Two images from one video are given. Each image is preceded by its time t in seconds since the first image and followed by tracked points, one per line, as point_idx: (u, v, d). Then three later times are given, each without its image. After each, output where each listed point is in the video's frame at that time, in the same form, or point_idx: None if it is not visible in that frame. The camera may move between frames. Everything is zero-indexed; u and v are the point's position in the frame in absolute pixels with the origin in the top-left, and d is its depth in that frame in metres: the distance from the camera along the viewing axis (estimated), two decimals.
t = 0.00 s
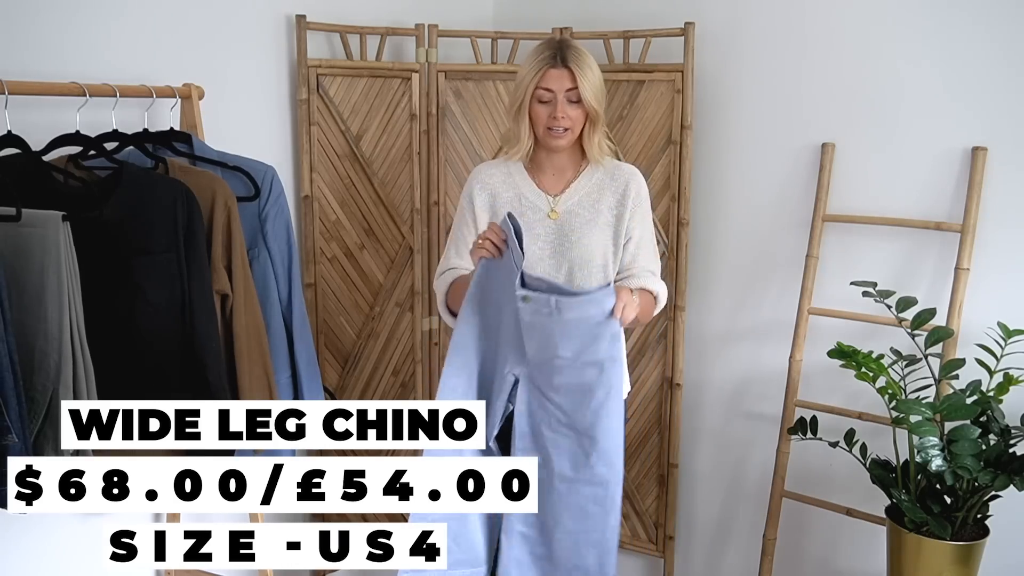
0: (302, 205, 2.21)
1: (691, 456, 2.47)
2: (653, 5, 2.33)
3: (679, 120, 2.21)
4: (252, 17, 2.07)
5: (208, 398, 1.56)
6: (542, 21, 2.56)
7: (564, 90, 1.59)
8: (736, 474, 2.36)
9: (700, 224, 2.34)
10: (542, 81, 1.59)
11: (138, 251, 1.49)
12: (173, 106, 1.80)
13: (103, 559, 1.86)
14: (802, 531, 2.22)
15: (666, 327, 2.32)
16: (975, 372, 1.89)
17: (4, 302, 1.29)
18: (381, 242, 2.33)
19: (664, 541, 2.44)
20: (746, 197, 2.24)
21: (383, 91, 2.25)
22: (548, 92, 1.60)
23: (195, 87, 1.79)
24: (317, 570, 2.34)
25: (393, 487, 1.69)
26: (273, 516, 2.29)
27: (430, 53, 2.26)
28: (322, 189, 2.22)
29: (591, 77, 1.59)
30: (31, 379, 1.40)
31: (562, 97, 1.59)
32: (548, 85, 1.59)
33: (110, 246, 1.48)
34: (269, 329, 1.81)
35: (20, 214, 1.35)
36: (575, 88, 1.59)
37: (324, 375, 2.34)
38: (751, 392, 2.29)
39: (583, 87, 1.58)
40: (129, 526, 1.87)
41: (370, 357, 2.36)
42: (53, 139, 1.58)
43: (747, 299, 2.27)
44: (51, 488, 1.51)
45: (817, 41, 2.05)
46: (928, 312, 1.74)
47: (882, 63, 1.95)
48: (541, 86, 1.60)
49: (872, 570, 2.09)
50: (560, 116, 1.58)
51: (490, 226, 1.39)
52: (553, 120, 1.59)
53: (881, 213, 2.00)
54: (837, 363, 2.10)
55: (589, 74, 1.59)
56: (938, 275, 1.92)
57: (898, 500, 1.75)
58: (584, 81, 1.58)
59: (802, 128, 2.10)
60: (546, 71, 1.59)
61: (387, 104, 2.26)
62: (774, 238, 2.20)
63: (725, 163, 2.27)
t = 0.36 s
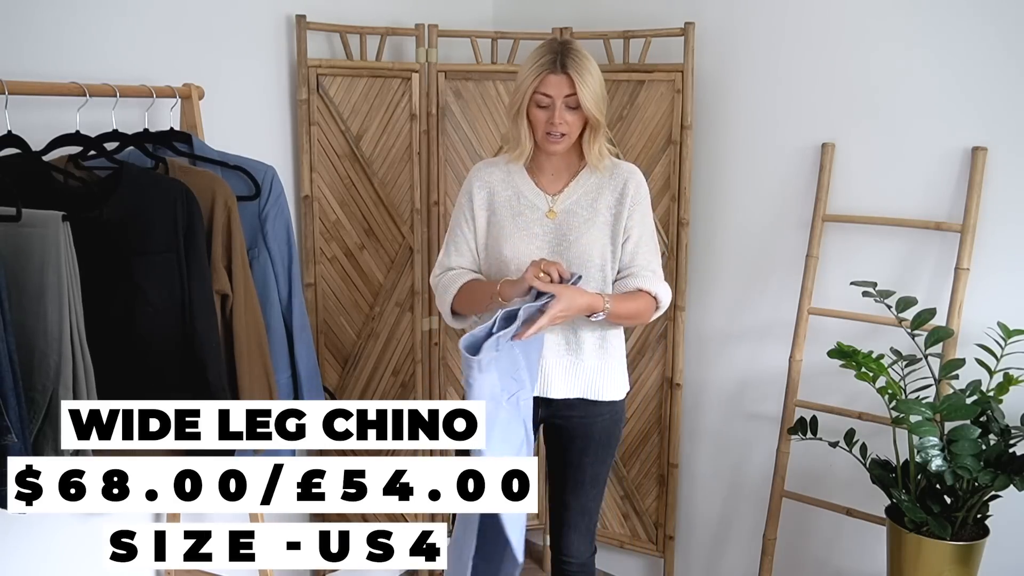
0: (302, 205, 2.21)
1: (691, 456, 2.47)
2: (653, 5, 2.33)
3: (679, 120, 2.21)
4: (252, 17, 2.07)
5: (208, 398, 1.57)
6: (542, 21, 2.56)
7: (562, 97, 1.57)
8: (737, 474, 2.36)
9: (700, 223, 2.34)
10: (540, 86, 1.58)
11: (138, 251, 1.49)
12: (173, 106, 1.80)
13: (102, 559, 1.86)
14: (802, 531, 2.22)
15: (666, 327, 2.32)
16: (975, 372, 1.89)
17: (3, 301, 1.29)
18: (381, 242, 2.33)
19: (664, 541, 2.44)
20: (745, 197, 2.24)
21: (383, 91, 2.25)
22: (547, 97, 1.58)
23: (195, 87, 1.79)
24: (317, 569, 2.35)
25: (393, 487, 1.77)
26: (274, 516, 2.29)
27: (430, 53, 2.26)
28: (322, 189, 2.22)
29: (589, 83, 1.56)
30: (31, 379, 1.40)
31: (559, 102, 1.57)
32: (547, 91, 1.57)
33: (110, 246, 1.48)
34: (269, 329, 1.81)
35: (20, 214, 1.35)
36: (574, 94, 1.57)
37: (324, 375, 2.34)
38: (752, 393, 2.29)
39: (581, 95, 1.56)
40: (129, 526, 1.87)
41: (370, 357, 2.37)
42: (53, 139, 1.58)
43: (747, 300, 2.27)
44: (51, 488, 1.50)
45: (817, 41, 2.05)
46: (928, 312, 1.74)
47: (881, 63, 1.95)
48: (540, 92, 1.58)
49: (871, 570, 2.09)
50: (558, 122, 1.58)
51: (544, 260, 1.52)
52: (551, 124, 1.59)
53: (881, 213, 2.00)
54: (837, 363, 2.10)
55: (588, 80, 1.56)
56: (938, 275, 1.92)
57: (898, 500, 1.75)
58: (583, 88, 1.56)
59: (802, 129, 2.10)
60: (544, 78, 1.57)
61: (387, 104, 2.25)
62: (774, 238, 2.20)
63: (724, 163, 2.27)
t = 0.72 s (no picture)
0: (302, 205, 2.20)
1: (691, 456, 2.46)
2: (653, 4, 2.33)
3: (679, 120, 2.21)
4: (252, 17, 2.07)
5: (207, 399, 1.56)
6: (542, 21, 2.56)
7: (556, 103, 1.58)
8: (737, 474, 2.36)
9: (700, 223, 2.34)
10: (534, 91, 1.58)
11: (137, 251, 1.49)
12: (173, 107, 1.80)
13: (102, 559, 1.86)
14: (802, 531, 2.22)
15: (666, 328, 2.32)
16: (975, 372, 1.89)
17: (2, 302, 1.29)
18: (381, 242, 2.33)
19: (665, 541, 2.44)
20: (745, 197, 2.24)
21: (383, 92, 2.25)
22: (540, 101, 1.59)
23: (195, 87, 1.79)
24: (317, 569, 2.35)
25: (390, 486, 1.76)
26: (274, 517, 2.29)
27: (430, 53, 2.26)
28: (322, 189, 2.22)
29: (583, 90, 1.56)
30: (29, 379, 1.40)
31: (552, 107, 1.58)
32: (540, 96, 1.58)
33: (110, 246, 1.48)
34: (269, 329, 1.81)
35: (19, 214, 1.35)
36: (567, 100, 1.57)
37: (324, 375, 2.34)
38: (752, 393, 2.29)
39: (574, 101, 1.55)
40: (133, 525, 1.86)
41: (370, 357, 2.37)
42: (53, 139, 1.58)
43: (747, 300, 2.27)
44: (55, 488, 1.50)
45: (817, 40, 2.04)
46: (928, 312, 1.74)
47: (881, 64, 1.95)
48: (533, 95, 1.59)
49: (871, 570, 2.09)
50: (550, 128, 1.58)
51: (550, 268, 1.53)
52: (543, 129, 1.59)
53: (881, 213, 1.99)
54: (837, 363, 2.10)
55: (581, 86, 1.56)
56: (939, 274, 1.92)
57: (898, 500, 1.74)
58: (576, 94, 1.55)
59: (802, 129, 2.10)
60: (537, 82, 1.57)
61: (387, 104, 2.25)
62: (774, 238, 2.20)
63: (723, 163, 2.27)
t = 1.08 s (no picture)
0: (301, 205, 2.20)
1: (691, 456, 2.46)
2: (653, 5, 2.33)
3: (679, 120, 2.21)
4: (252, 17, 2.07)
5: (208, 399, 1.56)
6: (542, 21, 2.56)
7: (554, 105, 1.58)
8: (736, 474, 2.36)
9: (699, 224, 2.34)
10: (533, 92, 1.58)
11: (137, 251, 1.49)
12: (173, 107, 1.80)
13: (101, 558, 1.86)
14: (802, 531, 2.22)
15: (666, 328, 2.32)
16: (975, 372, 1.89)
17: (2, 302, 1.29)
18: (381, 241, 2.33)
19: (664, 541, 2.44)
20: (745, 197, 2.24)
21: (383, 91, 2.25)
22: (538, 103, 1.59)
23: (195, 87, 1.79)
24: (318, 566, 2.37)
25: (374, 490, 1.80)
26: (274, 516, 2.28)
27: (430, 53, 2.25)
28: (322, 189, 2.21)
29: (581, 91, 1.56)
30: (29, 380, 1.39)
31: (550, 110, 1.58)
32: (538, 98, 1.58)
33: (109, 246, 1.48)
34: (269, 329, 1.81)
35: (19, 214, 1.35)
36: (565, 102, 1.57)
37: (324, 375, 2.33)
38: (752, 393, 2.29)
39: (572, 104, 1.55)
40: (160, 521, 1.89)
41: (370, 356, 2.37)
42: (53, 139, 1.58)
43: (747, 300, 2.27)
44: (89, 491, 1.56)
45: (817, 41, 2.04)
46: (928, 312, 1.74)
47: (882, 64, 1.95)
48: (531, 97, 1.59)
49: (871, 570, 2.10)
50: (547, 130, 1.58)
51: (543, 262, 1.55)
52: (540, 131, 1.59)
53: (881, 213, 2.00)
54: (837, 363, 2.10)
55: (581, 89, 1.56)
56: (939, 275, 1.92)
57: (898, 500, 1.75)
58: (574, 97, 1.55)
59: (802, 129, 2.10)
60: (536, 84, 1.58)
61: (387, 104, 2.25)
62: (774, 237, 2.20)
63: (723, 164, 2.27)
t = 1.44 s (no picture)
0: (302, 205, 2.20)
1: (691, 456, 2.46)
2: (653, 5, 2.33)
3: (679, 120, 2.21)
4: (252, 17, 2.07)
5: (208, 399, 1.56)
6: (542, 21, 2.56)
7: (554, 103, 1.58)
8: (736, 474, 2.36)
9: (699, 224, 2.34)
10: (533, 91, 1.59)
11: (137, 251, 1.49)
12: (173, 107, 1.80)
13: (101, 558, 1.86)
14: (802, 531, 2.22)
15: (666, 328, 2.32)
16: (975, 372, 1.89)
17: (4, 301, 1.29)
18: (381, 242, 2.33)
19: (665, 541, 2.44)
20: (745, 197, 2.24)
21: (383, 91, 2.25)
22: (538, 102, 1.60)
23: (195, 87, 1.79)
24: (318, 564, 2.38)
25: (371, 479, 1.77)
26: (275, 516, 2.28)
27: (430, 53, 2.26)
28: (322, 189, 2.22)
29: (581, 89, 1.57)
30: (31, 379, 1.39)
31: (550, 108, 1.59)
32: (539, 96, 1.59)
33: (110, 246, 1.49)
34: (270, 330, 1.81)
35: (20, 214, 1.35)
36: (564, 101, 1.58)
37: (324, 375, 2.34)
38: (752, 393, 2.29)
39: (572, 102, 1.56)
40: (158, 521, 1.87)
41: (370, 356, 2.37)
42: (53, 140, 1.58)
43: (747, 300, 2.27)
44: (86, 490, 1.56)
45: (819, 41, 2.04)
46: (928, 312, 1.74)
47: (882, 64, 1.95)
48: (531, 95, 1.60)
49: (872, 570, 2.09)
50: (547, 127, 1.59)
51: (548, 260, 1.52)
52: (540, 129, 1.60)
53: (881, 213, 1.99)
54: (837, 363, 2.10)
55: (581, 87, 1.57)
56: (939, 275, 1.92)
57: (898, 500, 1.75)
58: (575, 95, 1.56)
59: (802, 129, 2.10)
60: (537, 83, 1.58)
61: (387, 104, 2.25)
62: (774, 238, 2.20)
63: (723, 164, 2.27)
